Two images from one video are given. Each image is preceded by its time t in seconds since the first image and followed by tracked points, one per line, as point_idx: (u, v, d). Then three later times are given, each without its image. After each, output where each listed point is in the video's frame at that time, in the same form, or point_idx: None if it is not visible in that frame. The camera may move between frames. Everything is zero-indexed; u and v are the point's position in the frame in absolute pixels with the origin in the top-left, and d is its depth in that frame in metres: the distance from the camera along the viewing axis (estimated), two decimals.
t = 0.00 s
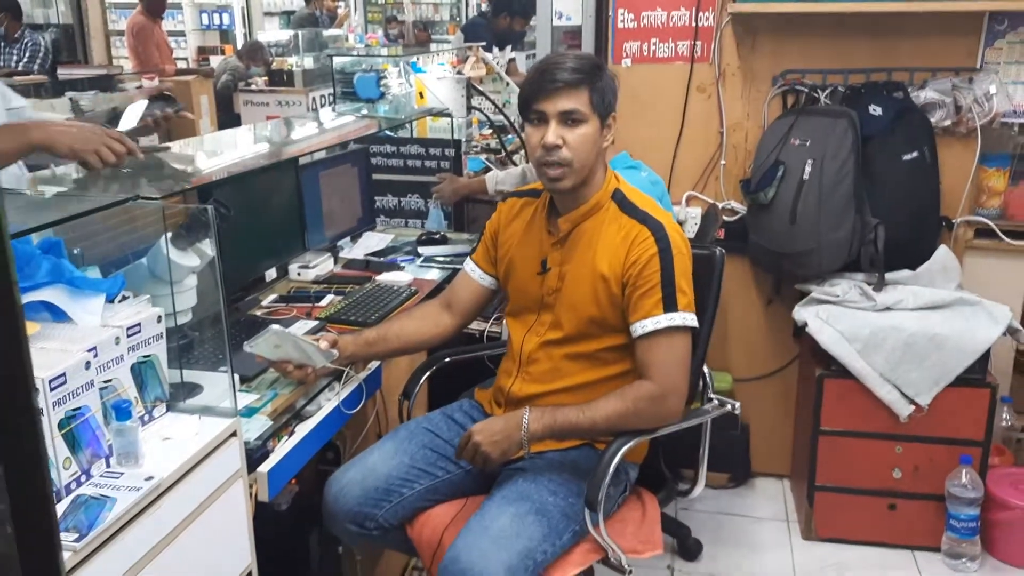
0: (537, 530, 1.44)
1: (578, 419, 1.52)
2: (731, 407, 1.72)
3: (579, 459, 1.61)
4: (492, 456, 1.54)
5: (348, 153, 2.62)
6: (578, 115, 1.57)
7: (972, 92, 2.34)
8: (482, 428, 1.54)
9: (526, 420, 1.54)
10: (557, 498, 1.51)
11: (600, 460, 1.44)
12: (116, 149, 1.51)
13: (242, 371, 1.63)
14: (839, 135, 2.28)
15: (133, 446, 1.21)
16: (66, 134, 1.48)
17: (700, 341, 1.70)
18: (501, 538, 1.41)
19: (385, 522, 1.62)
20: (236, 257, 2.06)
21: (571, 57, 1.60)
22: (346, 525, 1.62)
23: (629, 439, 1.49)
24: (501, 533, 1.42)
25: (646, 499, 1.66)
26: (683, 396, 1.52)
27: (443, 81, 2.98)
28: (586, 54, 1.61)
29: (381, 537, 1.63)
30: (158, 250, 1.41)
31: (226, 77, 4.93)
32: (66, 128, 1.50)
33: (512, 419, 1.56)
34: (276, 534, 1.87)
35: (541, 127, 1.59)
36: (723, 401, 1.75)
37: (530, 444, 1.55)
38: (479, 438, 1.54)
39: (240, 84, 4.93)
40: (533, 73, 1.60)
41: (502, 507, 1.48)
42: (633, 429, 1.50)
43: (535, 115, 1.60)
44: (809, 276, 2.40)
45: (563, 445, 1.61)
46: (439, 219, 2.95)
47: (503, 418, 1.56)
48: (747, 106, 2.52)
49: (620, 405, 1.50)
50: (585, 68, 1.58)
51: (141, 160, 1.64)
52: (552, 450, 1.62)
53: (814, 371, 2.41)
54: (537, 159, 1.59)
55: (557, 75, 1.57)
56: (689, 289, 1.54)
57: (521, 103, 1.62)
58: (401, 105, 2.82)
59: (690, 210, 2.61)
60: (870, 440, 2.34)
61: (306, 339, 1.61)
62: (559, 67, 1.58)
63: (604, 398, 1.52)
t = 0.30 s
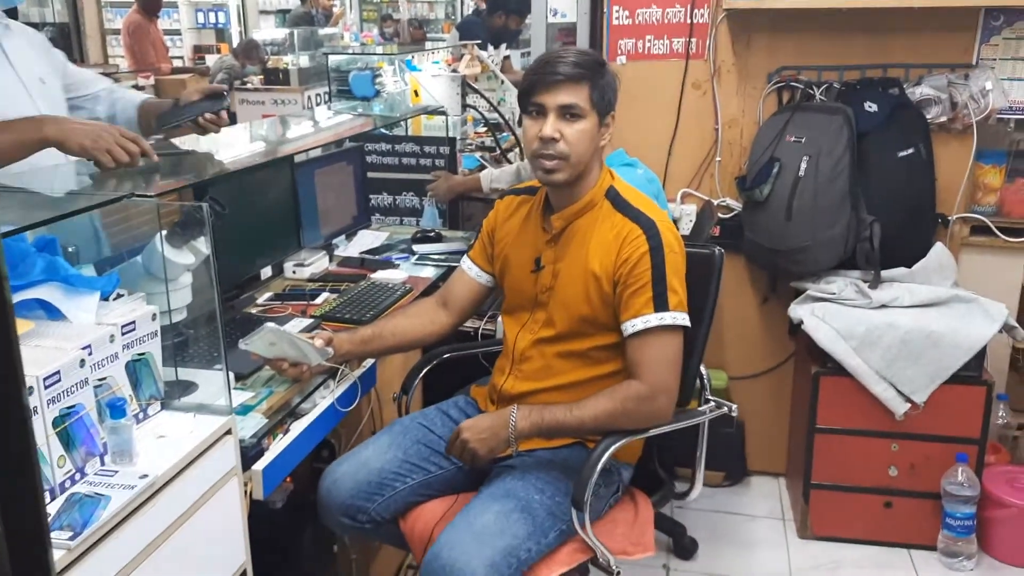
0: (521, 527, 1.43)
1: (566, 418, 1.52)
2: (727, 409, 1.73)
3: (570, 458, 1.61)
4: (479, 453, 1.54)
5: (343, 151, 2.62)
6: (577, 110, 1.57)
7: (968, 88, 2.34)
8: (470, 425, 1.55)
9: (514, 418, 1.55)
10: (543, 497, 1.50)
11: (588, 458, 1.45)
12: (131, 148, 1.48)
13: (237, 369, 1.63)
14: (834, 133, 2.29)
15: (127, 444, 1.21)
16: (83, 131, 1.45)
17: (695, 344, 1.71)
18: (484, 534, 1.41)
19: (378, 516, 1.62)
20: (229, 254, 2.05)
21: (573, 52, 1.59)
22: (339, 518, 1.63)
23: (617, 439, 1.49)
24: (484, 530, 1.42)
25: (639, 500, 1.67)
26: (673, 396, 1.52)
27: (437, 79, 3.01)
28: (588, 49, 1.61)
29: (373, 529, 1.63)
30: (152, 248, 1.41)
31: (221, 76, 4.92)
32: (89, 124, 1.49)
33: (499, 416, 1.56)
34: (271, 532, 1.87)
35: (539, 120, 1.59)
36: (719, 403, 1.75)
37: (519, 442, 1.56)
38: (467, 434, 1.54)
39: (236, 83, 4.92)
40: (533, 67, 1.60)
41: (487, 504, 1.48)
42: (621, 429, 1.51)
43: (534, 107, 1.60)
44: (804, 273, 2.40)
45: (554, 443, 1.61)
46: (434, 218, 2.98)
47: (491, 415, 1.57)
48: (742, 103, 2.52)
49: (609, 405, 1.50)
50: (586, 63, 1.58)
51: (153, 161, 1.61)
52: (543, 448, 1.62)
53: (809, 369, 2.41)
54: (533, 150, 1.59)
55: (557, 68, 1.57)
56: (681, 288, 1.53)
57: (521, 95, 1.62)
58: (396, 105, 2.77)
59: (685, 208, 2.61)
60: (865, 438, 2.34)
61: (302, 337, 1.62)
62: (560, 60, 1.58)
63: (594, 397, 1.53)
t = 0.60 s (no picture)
0: (509, 530, 1.42)
1: (557, 421, 1.50)
2: (727, 414, 1.71)
3: (562, 460, 1.58)
4: (471, 454, 1.53)
5: (341, 149, 2.60)
6: (579, 111, 1.54)
7: (970, 87, 2.32)
8: (461, 426, 1.54)
9: (505, 419, 1.53)
10: (534, 500, 1.48)
11: (580, 460, 1.43)
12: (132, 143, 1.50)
13: (230, 370, 1.61)
14: (834, 132, 2.26)
15: (115, 447, 1.19)
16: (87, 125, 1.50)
17: (694, 349, 1.70)
18: (471, 537, 1.39)
19: (371, 516, 1.60)
20: (225, 253, 2.03)
21: (578, 50, 1.57)
22: (332, 516, 1.61)
23: (609, 443, 1.47)
24: (470, 532, 1.40)
25: (636, 506, 1.65)
26: (667, 399, 1.50)
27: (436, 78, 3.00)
28: (592, 47, 1.58)
29: (367, 529, 1.61)
30: (143, 247, 1.37)
31: (220, 74, 4.91)
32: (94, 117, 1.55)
33: (491, 417, 1.55)
34: (266, 535, 1.85)
35: (540, 119, 1.57)
36: (719, 408, 1.74)
37: (510, 443, 1.54)
38: (458, 436, 1.53)
39: (235, 81, 4.91)
40: (535, 65, 1.57)
41: (476, 506, 1.46)
42: (614, 432, 1.49)
43: (536, 106, 1.57)
44: (804, 274, 2.38)
45: (547, 446, 1.59)
46: (433, 217, 2.96)
47: (482, 416, 1.56)
48: (742, 101, 2.50)
49: (601, 408, 1.48)
50: (589, 64, 1.55)
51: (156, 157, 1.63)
52: (536, 451, 1.60)
53: (809, 370, 2.39)
54: (532, 150, 1.57)
55: (559, 68, 1.54)
56: (677, 290, 1.51)
57: (523, 92, 1.59)
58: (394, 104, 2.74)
59: (684, 207, 2.60)
60: (866, 440, 2.32)
61: (295, 338, 1.60)
62: (562, 59, 1.55)
63: (586, 400, 1.51)
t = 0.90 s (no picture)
0: (500, 541, 1.38)
1: (551, 428, 1.46)
2: (727, 422, 1.67)
3: (557, 468, 1.54)
4: (462, 460, 1.49)
5: (336, 148, 2.56)
6: (580, 109, 1.50)
7: (976, 87, 2.28)
8: (452, 432, 1.51)
9: (498, 426, 1.49)
10: (525, 510, 1.44)
11: (575, 468, 1.39)
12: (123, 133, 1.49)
13: (218, 374, 1.57)
14: (838, 133, 2.22)
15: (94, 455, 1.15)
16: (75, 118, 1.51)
17: (693, 358, 1.67)
18: (460, 548, 1.35)
19: (361, 522, 1.56)
20: (216, 253, 1.99)
21: (580, 46, 1.52)
22: (322, 522, 1.57)
23: (604, 452, 1.43)
24: (460, 543, 1.36)
25: (633, 516, 1.61)
26: (665, 408, 1.45)
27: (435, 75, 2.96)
28: (594, 44, 1.54)
29: (357, 536, 1.57)
30: (126, 247, 1.33)
31: (220, 72, 4.87)
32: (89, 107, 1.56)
33: (483, 423, 1.51)
34: (256, 542, 1.80)
35: (540, 116, 1.52)
36: (719, 416, 1.70)
37: (502, 451, 1.50)
38: (449, 441, 1.50)
39: (235, 79, 4.87)
40: (536, 61, 1.53)
41: (466, 515, 1.42)
42: (610, 440, 1.45)
43: (536, 103, 1.53)
44: (807, 277, 2.34)
45: (541, 453, 1.55)
46: (430, 217, 2.89)
47: (476, 421, 1.51)
48: (744, 101, 2.46)
49: (596, 416, 1.44)
50: (590, 59, 1.51)
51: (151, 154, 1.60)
52: (530, 458, 1.56)
53: (811, 374, 2.35)
54: (530, 148, 1.53)
55: (560, 63, 1.50)
56: (678, 296, 1.47)
57: (522, 89, 1.55)
58: (391, 102, 2.69)
59: (684, 208, 2.56)
60: (867, 446, 2.28)
61: (285, 342, 1.57)
62: (563, 54, 1.51)
63: (582, 407, 1.47)
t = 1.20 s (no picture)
0: (496, 556, 1.33)
1: (549, 438, 1.42)
2: (728, 431, 1.63)
3: (555, 479, 1.49)
4: (456, 470, 1.44)
5: (331, 147, 2.52)
6: (580, 104, 1.45)
7: (985, 88, 2.23)
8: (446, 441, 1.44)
9: (494, 434, 1.43)
10: (522, 524, 1.39)
11: (573, 480, 1.35)
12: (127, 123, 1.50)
13: (204, 380, 1.52)
14: (843, 134, 2.17)
15: (68, 468, 1.10)
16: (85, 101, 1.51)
17: (693, 365, 1.62)
18: (455, 564, 1.30)
19: (351, 534, 1.51)
20: (206, 254, 1.94)
21: (582, 41, 1.48)
22: (310, 534, 1.52)
23: (603, 463, 1.38)
24: (454, 559, 1.31)
25: (631, 528, 1.56)
26: (667, 417, 1.41)
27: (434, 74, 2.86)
28: (597, 39, 1.49)
29: (348, 548, 1.53)
30: (106, 249, 1.28)
31: (218, 68, 4.82)
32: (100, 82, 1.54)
33: (478, 432, 1.45)
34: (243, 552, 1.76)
35: (539, 111, 1.47)
36: (720, 426, 1.65)
37: (499, 461, 1.45)
38: (443, 450, 1.44)
39: (233, 76, 4.82)
40: (535, 55, 1.49)
41: (461, 530, 1.37)
42: (610, 451, 1.40)
43: (534, 98, 1.48)
44: (810, 281, 2.29)
45: (538, 464, 1.50)
46: (428, 218, 2.84)
47: (471, 430, 1.46)
48: (747, 101, 2.41)
49: (596, 426, 1.39)
50: (591, 53, 1.47)
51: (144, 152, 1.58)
52: (527, 468, 1.51)
53: (814, 381, 2.30)
54: (528, 144, 1.48)
55: (560, 57, 1.46)
56: (681, 302, 1.42)
57: (521, 83, 1.50)
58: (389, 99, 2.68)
59: (686, 210, 2.50)
60: (871, 455, 2.23)
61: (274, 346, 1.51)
62: (563, 48, 1.47)
63: (581, 416, 1.42)
